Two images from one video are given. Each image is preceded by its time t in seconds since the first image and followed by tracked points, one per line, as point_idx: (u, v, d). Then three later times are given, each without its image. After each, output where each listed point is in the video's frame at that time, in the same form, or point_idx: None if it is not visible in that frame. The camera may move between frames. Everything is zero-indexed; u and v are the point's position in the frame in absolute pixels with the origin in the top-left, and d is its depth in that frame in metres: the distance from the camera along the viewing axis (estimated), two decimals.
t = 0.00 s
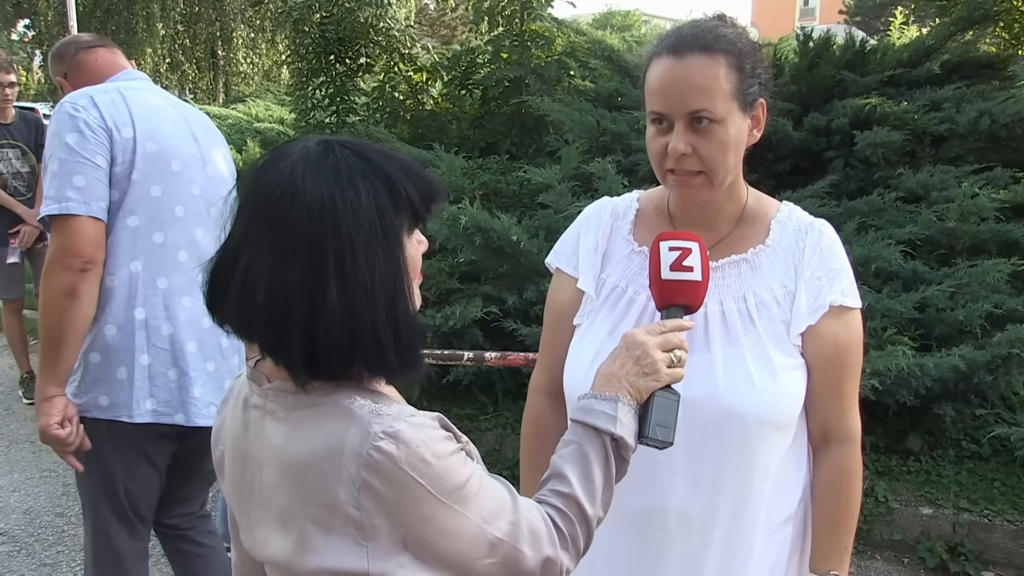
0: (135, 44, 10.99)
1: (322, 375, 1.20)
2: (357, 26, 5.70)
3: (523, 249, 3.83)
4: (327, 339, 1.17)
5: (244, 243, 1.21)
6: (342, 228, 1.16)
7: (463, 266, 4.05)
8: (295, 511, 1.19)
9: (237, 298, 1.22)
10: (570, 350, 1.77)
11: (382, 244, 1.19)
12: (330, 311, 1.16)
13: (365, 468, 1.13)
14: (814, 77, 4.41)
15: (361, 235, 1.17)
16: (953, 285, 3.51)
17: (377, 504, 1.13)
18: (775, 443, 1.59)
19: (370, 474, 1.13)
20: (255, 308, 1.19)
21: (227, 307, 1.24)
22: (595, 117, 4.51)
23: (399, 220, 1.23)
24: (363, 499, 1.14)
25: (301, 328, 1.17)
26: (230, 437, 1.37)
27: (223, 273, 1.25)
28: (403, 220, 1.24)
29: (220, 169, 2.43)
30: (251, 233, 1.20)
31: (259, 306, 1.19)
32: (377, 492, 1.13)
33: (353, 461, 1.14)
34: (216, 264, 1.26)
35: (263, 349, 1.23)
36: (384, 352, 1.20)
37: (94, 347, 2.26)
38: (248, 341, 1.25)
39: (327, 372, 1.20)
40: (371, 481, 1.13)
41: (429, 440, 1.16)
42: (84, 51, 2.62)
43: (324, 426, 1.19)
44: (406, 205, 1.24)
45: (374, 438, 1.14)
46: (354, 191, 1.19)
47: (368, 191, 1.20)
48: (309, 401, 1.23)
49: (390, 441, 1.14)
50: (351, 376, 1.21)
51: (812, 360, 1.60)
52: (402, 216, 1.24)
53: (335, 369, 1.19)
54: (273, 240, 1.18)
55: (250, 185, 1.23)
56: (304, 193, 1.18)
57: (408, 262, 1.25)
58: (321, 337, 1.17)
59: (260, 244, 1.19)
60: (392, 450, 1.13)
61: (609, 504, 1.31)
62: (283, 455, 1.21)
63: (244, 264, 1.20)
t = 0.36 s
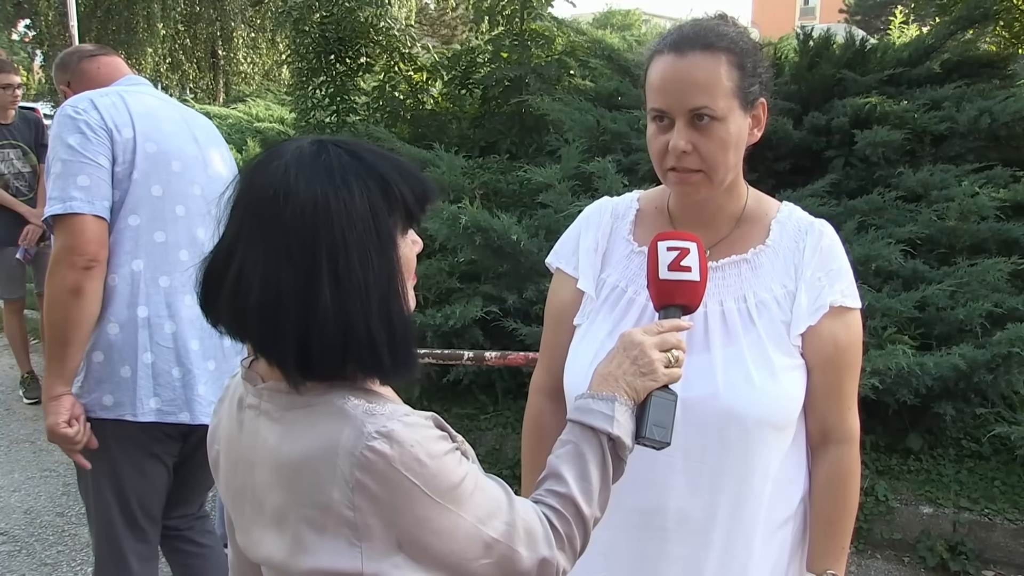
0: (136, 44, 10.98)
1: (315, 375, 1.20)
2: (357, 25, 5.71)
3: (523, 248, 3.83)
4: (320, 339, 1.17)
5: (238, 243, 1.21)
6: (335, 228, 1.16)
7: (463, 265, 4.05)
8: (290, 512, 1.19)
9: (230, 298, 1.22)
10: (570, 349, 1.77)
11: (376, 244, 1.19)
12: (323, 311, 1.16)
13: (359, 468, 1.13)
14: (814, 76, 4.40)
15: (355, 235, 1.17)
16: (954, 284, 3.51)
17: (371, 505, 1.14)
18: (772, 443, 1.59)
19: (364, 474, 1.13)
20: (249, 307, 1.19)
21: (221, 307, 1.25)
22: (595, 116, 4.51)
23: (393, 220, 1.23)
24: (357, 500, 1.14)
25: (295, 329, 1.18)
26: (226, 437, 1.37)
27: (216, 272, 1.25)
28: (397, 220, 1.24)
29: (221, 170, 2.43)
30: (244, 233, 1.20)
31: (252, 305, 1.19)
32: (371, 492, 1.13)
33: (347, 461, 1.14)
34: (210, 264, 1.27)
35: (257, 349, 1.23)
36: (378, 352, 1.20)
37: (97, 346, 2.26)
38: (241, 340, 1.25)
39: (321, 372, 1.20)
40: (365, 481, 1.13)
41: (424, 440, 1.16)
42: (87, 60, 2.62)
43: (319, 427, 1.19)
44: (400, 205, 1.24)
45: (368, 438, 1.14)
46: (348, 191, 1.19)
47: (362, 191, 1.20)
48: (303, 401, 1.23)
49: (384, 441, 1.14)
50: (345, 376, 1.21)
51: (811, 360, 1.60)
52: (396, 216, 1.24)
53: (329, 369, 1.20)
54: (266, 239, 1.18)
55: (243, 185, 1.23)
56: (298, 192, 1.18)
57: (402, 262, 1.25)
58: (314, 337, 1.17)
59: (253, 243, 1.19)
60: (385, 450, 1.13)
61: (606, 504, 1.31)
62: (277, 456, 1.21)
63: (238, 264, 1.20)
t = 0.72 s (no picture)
0: (137, 44, 10.98)
1: (308, 376, 1.21)
2: (357, 25, 5.71)
3: (523, 248, 3.83)
4: (312, 341, 1.17)
5: (229, 245, 1.21)
6: (326, 229, 1.16)
7: (464, 265, 4.06)
8: (285, 513, 1.19)
9: (222, 300, 1.22)
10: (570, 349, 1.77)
11: (368, 245, 1.19)
12: (315, 313, 1.16)
13: (354, 469, 1.13)
14: (814, 75, 4.40)
15: (347, 236, 1.17)
16: (954, 284, 3.51)
17: (366, 506, 1.14)
18: (770, 444, 1.59)
19: (359, 475, 1.13)
20: (240, 309, 1.19)
21: (213, 309, 1.25)
22: (595, 116, 4.51)
23: (385, 221, 1.23)
24: (351, 501, 1.14)
25: (287, 331, 1.18)
26: (222, 439, 1.38)
27: (208, 274, 1.25)
28: (389, 221, 1.24)
29: (211, 168, 2.41)
30: (235, 235, 1.20)
31: (243, 307, 1.19)
32: (366, 493, 1.13)
33: (341, 462, 1.14)
34: (202, 266, 1.27)
35: (250, 351, 1.23)
36: (370, 353, 1.20)
37: (83, 346, 2.28)
38: (234, 342, 1.25)
39: (315, 374, 1.20)
40: (359, 482, 1.13)
41: (419, 440, 1.17)
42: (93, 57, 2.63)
43: (312, 428, 1.19)
44: (392, 204, 1.24)
45: (362, 439, 1.14)
46: (339, 192, 1.19)
47: (353, 192, 1.20)
48: (298, 402, 1.23)
49: (378, 442, 1.14)
50: (338, 378, 1.21)
51: (812, 360, 1.60)
52: (388, 216, 1.24)
53: (322, 371, 1.20)
54: (256, 241, 1.18)
55: (235, 187, 1.23)
56: (289, 194, 1.18)
57: (395, 263, 1.25)
58: (306, 338, 1.17)
59: (244, 245, 1.19)
60: (380, 451, 1.13)
61: (605, 502, 1.31)
62: (272, 457, 1.21)
63: (229, 266, 1.20)
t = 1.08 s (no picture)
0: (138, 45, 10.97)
1: (307, 377, 1.21)
2: (357, 26, 5.70)
3: (523, 249, 3.84)
4: (310, 342, 1.18)
5: (228, 246, 1.21)
6: (324, 229, 1.17)
7: (465, 265, 4.07)
8: (285, 513, 1.19)
9: (221, 300, 1.22)
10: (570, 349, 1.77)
11: (367, 245, 1.19)
12: (314, 314, 1.16)
13: (353, 468, 1.14)
14: (814, 75, 4.40)
15: (345, 236, 1.17)
16: (954, 283, 3.51)
17: (365, 505, 1.14)
18: (770, 444, 1.59)
19: (358, 475, 1.13)
20: (239, 309, 1.19)
21: (212, 309, 1.25)
22: (596, 116, 4.51)
23: (384, 221, 1.23)
24: (351, 501, 1.14)
25: (285, 331, 1.18)
26: (222, 439, 1.38)
27: (207, 275, 1.25)
28: (388, 221, 1.24)
29: (211, 169, 2.40)
30: (233, 235, 1.21)
31: (242, 308, 1.19)
32: (366, 492, 1.13)
33: (341, 461, 1.14)
34: (200, 266, 1.27)
35: (249, 351, 1.23)
36: (369, 353, 1.20)
37: (74, 343, 2.30)
38: (233, 343, 1.25)
39: (313, 375, 1.21)
40: (359, 482, 1.13)
41: (418, 440, 1.17)
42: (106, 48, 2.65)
43: (312, 428, 1.19)
44: (391, 204, 1.24)
45: (362, 439, 1.14)
46: (337, 192, 1.19)
47: (351, 191, 1.20)
48: (297, 402, 1.23)
49: (377, 442, 1.14)
50: (337, 379, 1.21)
51: (812, 360, 1.60)
52: (387, 216, 1.24)
53: (321, 371, 1.20)
54: (255, 241, 1.18)
55: (233, 188, 1.23)
56: (287, 195, 1.18)
57: (394, 263, 1.25)
58: (305, 338, 1.18)
59: (242, 246, 1.19)
60: (379, 450, 1.13)
61: (604, 503, 1.31)
62: (272, 457, 1.21)
63: (228, 267, 1.21)
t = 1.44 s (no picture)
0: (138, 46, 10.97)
1: (311, 377, 1.21)
2: (358, 27, 5.71)
3: (524, 249, 3.84)
4: (315, 342, 1.18)
5: (231, 246, 1.22)
6: (328, 230, 1.17)
7: (465, 266, 4.07)
8: (288, 514, 1.20)
9: (225, 302, 1.22)
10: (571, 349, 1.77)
11: (370, 246, 1.19)
12: (318, 314, 1.17)
13: (358, 470, 1.14)
14: (814, 75, 4.41)
15: (349, 237, 1.18)
16: (954, 283, 3.51)
17: (369, 507, 1.14)
18: (772, 443, 1.59)
19: (362, 476, 1.14)
20: (243, 310, 1.20)
21: (215, 310, 1.25)
22: (596, 116, 4.51)
23: (388, 221, 1.23)
24: (355, 502, 1.14)
25: (290, 332, 1.18)
26: (223, 440, 1.38)
27: (210, 276, 1.26)
28: (391, 221, 1.24)
29: (170, 167, 2.35)
30: (236, 236, 1.21)
31: (246, 308, 1.19)
32: (369, 493, 1.14)
33: (345, 463, 1.15)
34: (203, 267, 1.27)
35: (252, 352, 1.24)
36: (373, 353, 1.20)
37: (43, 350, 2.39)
38: (236, 343, 1.25)
39: (317, 375, 1.21)
40: (363, 483, 1.14)
41: (422, 440, 1.17)
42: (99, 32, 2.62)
43: (315, 429, 1.19)
44: (394, 205, 1.25)
45: (365, 440, 1.15)
46: (341, 193, 1.19)
47: (355, 192, 1.20)
48: (301, 402, 1.24)
49: (381, 443, 1.14)
50: (341, 379, 1.22)
51: (812, 359, 1.60)
52: (390, 217, 1.24)
53: (324, 371, 1.20)
54: (259, 243, 1.18)
55: (235, 189, 1.24)
56: (291, 196, 1.18)
57: (397, 263, 1.26)
58: (309, 339, 1.18)
59: (246, 246, 1.19)
60: (383, 452, 1.13)
61: (606, 502, 1.31)
62: (275, 458, 1.21)
63: (231, 268, 1.21)
